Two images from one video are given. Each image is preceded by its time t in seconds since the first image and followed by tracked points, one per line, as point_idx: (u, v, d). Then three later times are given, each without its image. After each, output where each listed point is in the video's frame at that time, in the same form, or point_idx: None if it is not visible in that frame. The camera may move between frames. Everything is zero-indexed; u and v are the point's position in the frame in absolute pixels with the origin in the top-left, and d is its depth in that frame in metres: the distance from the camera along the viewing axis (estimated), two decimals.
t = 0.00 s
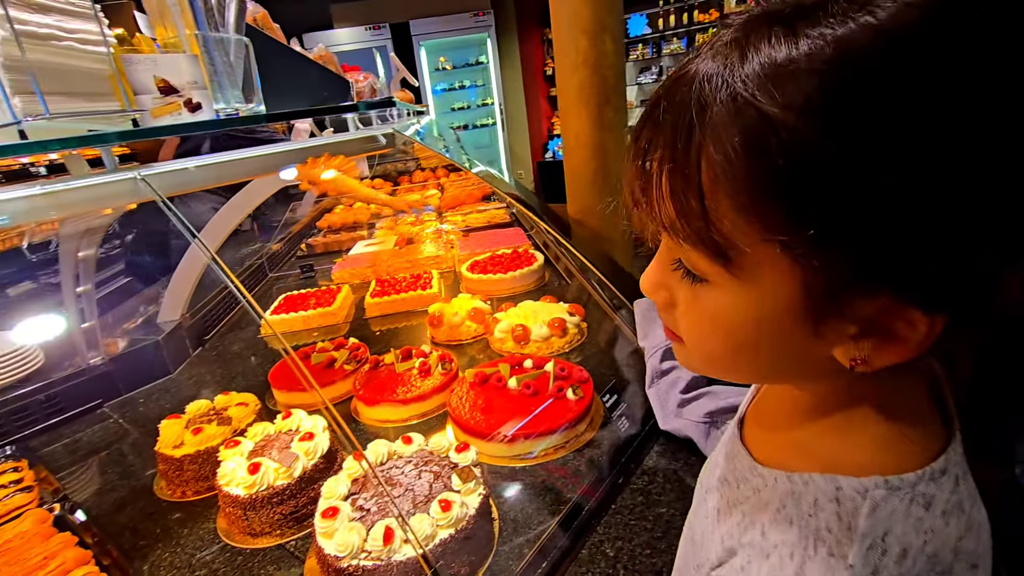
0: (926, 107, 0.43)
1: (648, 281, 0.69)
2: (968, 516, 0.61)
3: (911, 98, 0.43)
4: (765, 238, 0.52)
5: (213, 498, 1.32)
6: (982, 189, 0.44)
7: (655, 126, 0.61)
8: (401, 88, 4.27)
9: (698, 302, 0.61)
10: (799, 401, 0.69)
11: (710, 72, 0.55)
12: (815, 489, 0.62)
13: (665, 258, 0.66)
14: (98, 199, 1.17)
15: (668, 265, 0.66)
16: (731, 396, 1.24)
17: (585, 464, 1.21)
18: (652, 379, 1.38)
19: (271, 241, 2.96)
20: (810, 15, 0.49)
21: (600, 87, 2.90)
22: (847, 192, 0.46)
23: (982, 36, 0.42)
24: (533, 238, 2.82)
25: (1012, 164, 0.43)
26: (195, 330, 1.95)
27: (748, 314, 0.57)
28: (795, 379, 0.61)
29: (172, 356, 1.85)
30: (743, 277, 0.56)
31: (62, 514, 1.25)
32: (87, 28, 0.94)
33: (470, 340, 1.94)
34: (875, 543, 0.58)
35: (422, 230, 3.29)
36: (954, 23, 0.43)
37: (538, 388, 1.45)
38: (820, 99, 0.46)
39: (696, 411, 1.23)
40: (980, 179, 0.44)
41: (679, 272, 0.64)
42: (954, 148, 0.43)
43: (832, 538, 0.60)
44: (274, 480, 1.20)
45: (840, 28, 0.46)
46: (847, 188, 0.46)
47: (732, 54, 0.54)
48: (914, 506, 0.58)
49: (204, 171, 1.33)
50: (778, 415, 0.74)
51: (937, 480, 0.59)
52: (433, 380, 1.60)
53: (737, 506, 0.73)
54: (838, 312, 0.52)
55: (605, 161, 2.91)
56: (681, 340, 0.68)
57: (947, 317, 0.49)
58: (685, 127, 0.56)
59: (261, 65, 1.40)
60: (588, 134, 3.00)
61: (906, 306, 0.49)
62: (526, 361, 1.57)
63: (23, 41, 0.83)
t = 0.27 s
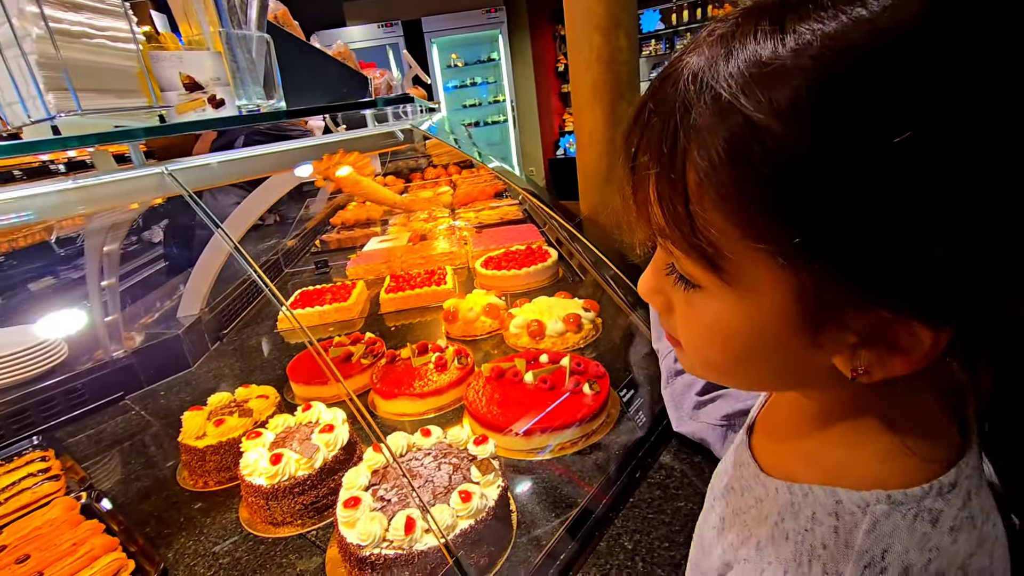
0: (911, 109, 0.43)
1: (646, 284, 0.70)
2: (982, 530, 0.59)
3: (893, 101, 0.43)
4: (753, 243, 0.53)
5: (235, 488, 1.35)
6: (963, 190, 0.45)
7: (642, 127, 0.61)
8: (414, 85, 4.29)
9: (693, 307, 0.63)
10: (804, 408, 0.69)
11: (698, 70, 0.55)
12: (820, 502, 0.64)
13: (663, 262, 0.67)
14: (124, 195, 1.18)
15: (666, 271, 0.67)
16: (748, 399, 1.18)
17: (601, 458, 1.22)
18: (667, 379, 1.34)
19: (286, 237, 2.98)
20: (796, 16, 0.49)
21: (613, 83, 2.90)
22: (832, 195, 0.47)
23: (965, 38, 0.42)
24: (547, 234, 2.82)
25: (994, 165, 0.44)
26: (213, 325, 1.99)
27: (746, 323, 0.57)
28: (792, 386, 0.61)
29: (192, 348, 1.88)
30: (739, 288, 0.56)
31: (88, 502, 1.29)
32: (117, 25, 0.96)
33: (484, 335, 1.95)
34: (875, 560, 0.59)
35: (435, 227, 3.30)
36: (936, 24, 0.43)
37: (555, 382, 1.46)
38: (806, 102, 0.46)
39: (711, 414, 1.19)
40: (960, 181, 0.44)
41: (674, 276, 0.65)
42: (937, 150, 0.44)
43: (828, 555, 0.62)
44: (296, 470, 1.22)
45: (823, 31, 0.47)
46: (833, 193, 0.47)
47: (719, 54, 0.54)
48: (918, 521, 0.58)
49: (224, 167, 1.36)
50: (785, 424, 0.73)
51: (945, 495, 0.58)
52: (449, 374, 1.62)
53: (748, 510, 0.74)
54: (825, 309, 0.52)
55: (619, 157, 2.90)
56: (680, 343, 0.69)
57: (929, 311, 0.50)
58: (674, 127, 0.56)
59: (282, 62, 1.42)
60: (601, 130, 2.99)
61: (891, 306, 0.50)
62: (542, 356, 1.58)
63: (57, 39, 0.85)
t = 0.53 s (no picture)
0: (922, 99, 0.45)
1: (671, 254, 0.70)
2: (975, 466, 0.61)
3: (906, 90, 0.45)
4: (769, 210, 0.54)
5: (247, 482, 1.36)
6: (975, 175, 0.46)
7: (673, 112, 0.63)
8: (422, 84, 4.30)
9: (716, 274, 0.63)
10: (814, 370, 0.70)
11: (721, 64, 0.56)
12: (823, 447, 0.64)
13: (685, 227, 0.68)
14: (138, 191, 1.19)
15: (687, 238, 0.67)
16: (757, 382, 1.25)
17: (610, 454, 1.22)
18: (682, 363, 1.37)
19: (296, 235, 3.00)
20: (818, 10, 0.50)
21: (622, 79, 2.89)
22: (845, 177, 0.48)
23: (990, 22, 0.44)
24: (555, 231, 2.82)
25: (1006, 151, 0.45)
26: (225, 319, 1.99)
27: (762, 284, 0.58)
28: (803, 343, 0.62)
29: (204, 344, 1.89)
30: (756, 246, 0.57)
31: (104, 495, 1.31)
32: (133, 23, 0.98)
33: (493, 331, 1.95)
34: (882, 487, 0.59)
35: (443, 224, 3.30)
36: (950, 18, 0.44)
37: (564, 378, 1.47)
38: (821, 90, 0.48)
39: (727, 396, 1.23)
40: (973, 166, 0.46)
41: (698, 243, 0.65)
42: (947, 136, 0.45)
43: (836, 486, 0.61)
44: (308, 465, 1.23)
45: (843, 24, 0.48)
46: (848, 174, 0.48)
47: (742, 46, 0.55)
48: (920, 453, 0.59)
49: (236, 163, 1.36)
50: (794, 379, 0.75)
51: (941, 434, 0.60)
52: (458, 369, 1.62)
53: (755, 469, 0.74)
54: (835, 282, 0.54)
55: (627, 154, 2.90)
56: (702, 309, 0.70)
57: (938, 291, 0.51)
58: (698, 114, 0.58)
59: (294, 59, 1.43)
60: (609, 127, 2.99)
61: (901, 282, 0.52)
62: (551, 352, 1.58)
63: (74, 37, 0.87)
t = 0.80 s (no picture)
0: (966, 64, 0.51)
1: (718, 218, 0.75)
2: (963, 380, 0.65)
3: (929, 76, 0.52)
4: (809, 172, 0.60)
5: (251, 480, 1.37)
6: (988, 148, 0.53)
7: (724, 100, 0.69)
8: (425, 84, 4.30)
9: (762, 231, 0.68)
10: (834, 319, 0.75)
11: (763, 58, 0.63)
12: (835, 372, 0.68)
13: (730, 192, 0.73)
14: (141, 191, 1.20)
15: (733, 204, 0.72)
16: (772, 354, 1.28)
17: (612, 453, 1.23)
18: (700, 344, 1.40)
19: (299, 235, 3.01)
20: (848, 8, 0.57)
21: (624, 78, 2.89)
22: (878, 148, 0.55)
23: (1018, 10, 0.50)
24: (557, 230, 2.83)
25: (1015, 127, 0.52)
26: (228, 319, 2.00)
27: (804, 232, 0.63)
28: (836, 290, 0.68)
29: (208, 343, 1.90)
30: (801, 204, 0.62)
31: (109, 493, 1.32)
32: (135, 25, 0.98)
33: (495, 330, 1.96)
34: (887, 390, 0.62)
35: (446, 223, 3.31)
36: (960, 15, 0.51)
37: (566, 377, 1.47)
38: (853, 74, 0.55)
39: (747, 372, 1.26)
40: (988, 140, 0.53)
41: (743, 202, 0.70)
42: (963, 115, 0.52)
43: (847, 394, 0.65)
44: (310, 463, 1.23)
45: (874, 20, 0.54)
46: (880, 145, 0.55)
47: (783, 40, 0.61)
48: (919, 364, 0.63)
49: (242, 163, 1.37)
50: (815, 327, 0.79)
51: (936, 353, 0.64)
52: (460, 368, 1.63)
53: (773, 405, 0.78)
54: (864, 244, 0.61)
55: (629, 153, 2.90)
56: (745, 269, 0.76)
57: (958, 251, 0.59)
58: (743, 99, 0.64)
59: (296, 59, 1.43)
60: (611, 126, 2.99)
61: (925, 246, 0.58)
62: (553, 351, 1.58)
63: (77, 38, 0.87)
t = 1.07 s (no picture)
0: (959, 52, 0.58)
1: (736, 198, 0.79)
2: (963, 337, 0.70)
3: (933, 54, 0.58)
4: (824, 154, 0.66)
5: (247, 480, 1.37)
6: (977, 124, 0.61)
7: (741, 89, 0.75)
8: (421, 84, 4.29)
9: (780, 205, 0.73)
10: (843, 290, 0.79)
11: (775, 54, 0.70)
12: (851, 335, 0.74)
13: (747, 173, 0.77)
14: (135, 194, 1.21)
15: (750, 182, 0.77)
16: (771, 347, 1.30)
17: (608, 451, 1.24)
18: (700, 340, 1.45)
19: (296, 234, 2.98)
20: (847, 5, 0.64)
21: (621, 77, 2.89)
22: (885, 130, 0.62)
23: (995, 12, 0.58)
24: (553, 229, 2.83)
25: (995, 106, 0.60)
26: (226, 321, 2.01)
27: (823, 204, 0.69)
28: (848, 261, 0.73)
29: (206, 345, 1.90)
30: (816, 175, 0.68)
31: (106, 495, 1.32)
32: (127, 28, 0.98)
33: (492, 330, 1.96)
34: (897, 350, 0.69)
35: (443, 223, 3.30)
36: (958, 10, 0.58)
37: (561, 376, 1.47)
38: (859, 65, 0.61)
39: (746, 360, 1.30)
40: (977, 117, 0.60)
41: (761, 180, 0.75)
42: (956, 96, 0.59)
43: (859, 355, 0.72)
44: (306, 463, 1.24)
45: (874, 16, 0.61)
46: (885, 128, 0.61)
47: (794, 35, 0.68)
48: (924, 324, 0.69)
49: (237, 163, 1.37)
50: (823, 299, 0.85)
51: (938, 314, 0.70)
52: (456, 368, 1.63)
53: (792, 368, 0.85)
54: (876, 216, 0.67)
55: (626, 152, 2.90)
56: (761, 244, 0.81)
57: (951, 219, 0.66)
58: (761, 89, 0.71)
59: (290, 62, 1.43)
60: (608, 124, 2.99)
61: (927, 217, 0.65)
62: (549, 350, 1.59)
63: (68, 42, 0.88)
